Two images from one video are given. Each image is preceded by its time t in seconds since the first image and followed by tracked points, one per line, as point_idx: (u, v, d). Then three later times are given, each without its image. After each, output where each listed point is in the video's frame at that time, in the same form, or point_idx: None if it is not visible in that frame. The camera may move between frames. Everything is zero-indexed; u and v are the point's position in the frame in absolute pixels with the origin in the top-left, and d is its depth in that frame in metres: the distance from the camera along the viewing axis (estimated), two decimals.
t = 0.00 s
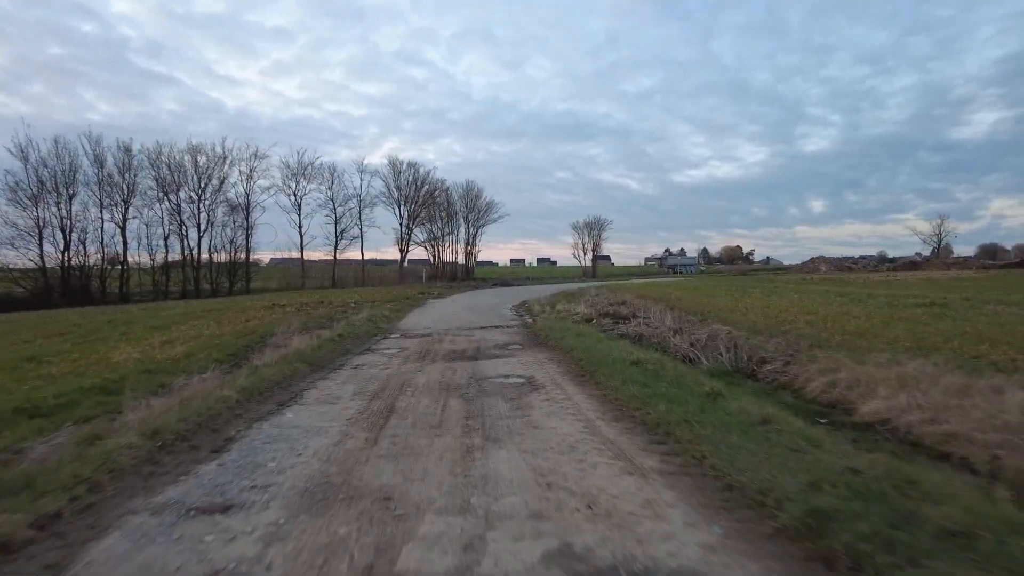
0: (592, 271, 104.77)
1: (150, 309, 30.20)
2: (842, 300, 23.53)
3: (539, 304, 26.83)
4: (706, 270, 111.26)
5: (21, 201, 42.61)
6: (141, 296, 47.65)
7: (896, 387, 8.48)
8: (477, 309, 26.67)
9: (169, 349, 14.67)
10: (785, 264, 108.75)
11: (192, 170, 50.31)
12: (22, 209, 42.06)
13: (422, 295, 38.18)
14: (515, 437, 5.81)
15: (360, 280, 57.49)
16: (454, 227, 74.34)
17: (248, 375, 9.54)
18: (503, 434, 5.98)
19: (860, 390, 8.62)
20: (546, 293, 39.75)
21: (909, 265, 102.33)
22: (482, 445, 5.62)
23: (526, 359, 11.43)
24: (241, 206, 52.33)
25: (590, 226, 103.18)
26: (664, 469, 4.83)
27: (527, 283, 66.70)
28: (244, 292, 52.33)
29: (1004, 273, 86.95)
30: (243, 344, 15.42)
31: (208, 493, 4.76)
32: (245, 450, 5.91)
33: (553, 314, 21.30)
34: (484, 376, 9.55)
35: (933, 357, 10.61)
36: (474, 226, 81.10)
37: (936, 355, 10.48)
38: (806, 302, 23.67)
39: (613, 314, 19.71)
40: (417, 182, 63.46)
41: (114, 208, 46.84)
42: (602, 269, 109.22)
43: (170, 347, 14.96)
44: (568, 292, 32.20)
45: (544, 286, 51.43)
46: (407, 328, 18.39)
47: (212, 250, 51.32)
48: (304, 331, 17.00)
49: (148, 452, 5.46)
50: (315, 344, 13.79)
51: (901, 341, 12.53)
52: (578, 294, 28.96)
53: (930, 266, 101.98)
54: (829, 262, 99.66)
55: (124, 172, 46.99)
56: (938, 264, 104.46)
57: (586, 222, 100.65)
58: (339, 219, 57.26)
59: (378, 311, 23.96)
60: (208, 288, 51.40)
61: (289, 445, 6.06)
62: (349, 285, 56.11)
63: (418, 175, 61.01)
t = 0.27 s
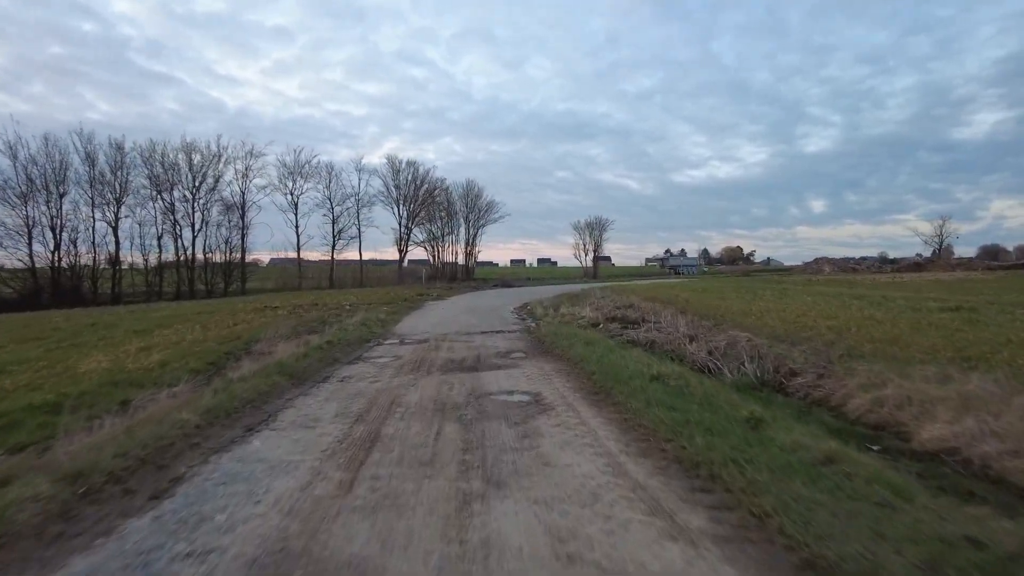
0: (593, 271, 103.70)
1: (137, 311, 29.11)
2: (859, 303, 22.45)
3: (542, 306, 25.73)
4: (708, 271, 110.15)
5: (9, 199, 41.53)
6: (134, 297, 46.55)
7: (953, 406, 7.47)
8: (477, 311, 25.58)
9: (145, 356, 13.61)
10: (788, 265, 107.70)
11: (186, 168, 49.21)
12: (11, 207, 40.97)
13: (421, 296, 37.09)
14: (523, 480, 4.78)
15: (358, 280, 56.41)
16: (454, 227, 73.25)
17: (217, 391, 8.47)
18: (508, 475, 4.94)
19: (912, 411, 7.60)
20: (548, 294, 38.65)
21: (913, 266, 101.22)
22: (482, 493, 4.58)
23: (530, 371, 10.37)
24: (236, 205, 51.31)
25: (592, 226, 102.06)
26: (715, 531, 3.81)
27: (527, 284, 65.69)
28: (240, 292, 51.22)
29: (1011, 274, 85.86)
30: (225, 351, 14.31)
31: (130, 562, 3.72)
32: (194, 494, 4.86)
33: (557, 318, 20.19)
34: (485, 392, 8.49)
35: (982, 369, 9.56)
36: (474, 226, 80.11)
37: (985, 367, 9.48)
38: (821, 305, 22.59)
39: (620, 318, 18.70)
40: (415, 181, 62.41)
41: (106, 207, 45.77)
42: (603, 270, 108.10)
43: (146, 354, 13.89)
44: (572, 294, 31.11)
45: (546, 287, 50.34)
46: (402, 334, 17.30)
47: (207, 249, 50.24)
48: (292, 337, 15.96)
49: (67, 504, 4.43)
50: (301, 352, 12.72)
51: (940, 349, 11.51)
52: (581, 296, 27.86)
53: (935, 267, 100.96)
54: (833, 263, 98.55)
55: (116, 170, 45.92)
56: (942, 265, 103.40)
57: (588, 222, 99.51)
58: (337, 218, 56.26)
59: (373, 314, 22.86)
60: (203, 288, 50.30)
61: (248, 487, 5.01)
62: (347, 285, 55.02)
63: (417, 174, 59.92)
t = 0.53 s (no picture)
0: (594, 272, 102.43)
1: (122, 313, 27.75)
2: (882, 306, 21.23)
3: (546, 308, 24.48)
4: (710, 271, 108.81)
5: None
6: (125, 299, 45.19)
7: None
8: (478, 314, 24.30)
9: (114, 365, 12.32)
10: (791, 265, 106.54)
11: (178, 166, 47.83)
12: None
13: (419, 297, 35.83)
14: (555, 552, 3.57)
15: (355, 281, 55.17)
16: (453, 227, 72.01)
17: (179, 413, 7.19)
18: (534, 542, 3.73)
19: (1002, 437, 6.42)
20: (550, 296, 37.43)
21: (917, 266, 100.16)
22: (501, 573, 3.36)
23: (543, 385, 9.12)
24: (230, 204, 49.99)
25: (593, 226, 100.81)
26: None
27: (528, 284, 64.50)
28: (234, 294, 49.87)
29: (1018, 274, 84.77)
30: (202, 360, 12.99)
31: None
32: (115, 570, 3.64)
33: (564, 322, 18.91)
34: (495, 413, 7.24)
35: None
36: (473, 226, 78.85)
37: None
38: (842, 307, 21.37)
39: (633, 321, 17.48)
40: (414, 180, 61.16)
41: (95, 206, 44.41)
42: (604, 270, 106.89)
43: (116, 363, 12.61)
44: (576, 296, 29.85)
45: (548, 288, 49.16)
46: (398, 340, 16.02)
47: (200, 250, 48.91)
48: (279, 343, 14.70)
49: None
50: (285, 361, 11.44)
51: (998, 358, 10.34)
52: (586, 298, 26.61)
53: (939, 267, 99.87)
54: (836, 263, 97.44)
55: (106, 168, 44.56)
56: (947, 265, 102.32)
57: (589, 222, 98.25)
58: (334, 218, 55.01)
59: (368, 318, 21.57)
60: (195, 290, 48.94)
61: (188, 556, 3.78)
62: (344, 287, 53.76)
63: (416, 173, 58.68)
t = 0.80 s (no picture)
0: (598, 271, 101.28)
1: (111, 314, 26.68)
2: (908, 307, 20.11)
3: (553, 309, 23.38)
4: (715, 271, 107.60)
5: None
6: (119, 298, 44.16)
7: None
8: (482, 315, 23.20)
9: (84, 373, 11.25)
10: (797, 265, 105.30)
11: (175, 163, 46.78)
12: None
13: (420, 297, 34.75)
14: None
15: (355, 281, 54.10)
16: (455, 225, 70.91)
17: (135, 438, 6.11)
18: None
19: None
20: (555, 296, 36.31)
21: (926, 266, 98.87)
22: None
23: (557, 399, 8.05)
24: (228, 202, 48.96)
25: (597, 224, 99.61)
26: None
27: (532, 284, 63.42)
28: (231, 293, 48.83)
29: None
30: (182, 367, 11.92)
31: None
32: None
33: (574, 324, 17.82)
34: (506, 438, 6.18)
35: None
36: (476, 225, 77.78)
37: None
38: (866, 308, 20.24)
39: (647, 324, 16.40)
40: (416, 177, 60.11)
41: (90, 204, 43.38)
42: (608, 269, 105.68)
43: (88, 370, 11.54)
44: (583, 296, 28.75)
45: (552, 288, 48.05)
46: (397, 344, 14.95)
47: (197, 248, 47.87)
48: (268, 348, 13.63)
49: None
50: (273, 369, 10.38)
51: None
52: (594, 298, 25.56)
53: (948, 267, 98.57)
54: (844, 263, 96.12)
55: (100, 164, 43.53)
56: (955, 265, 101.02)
57: (592, 221, 96.98)
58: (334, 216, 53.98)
59: (366, 319, 20.53)
60: (192, 289, 47.91)
61: None
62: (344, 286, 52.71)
63: (418, 170, 57.58)
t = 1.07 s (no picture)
0: (600, 271, 100.03)
1: (94, 316, 25.43)
2: (938, 308, 18.85)
3: (559, 311, 22.15)
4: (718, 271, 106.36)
5: None
6: (111, 299, 42.90)
7: None
8: (484, 317, 21.97)
9: (39, 386, 10.02)
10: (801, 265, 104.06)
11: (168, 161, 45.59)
12: None
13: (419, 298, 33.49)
14: None
15: (353, 281, 52.86)
16: (455, 225, 69.62)
17: (57, 477, 4.88)
18: None
19: None
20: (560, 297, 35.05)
21: (932, 266, 97.58)
22: None
23: (576, 420, 6.82)
24: (223, 200, 47.75)
25: (599, 224, 98.30)
26: None
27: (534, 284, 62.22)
28: (226, 294, 47.60)
29: None
30: (152, 378, 10.66)
31: None
32: None
33: (583, 327, 16.59)
34: (520, 477, 4.95)
35: None
36: (477, 224, 76.57)
37: None
38: (893, 310, 18.99)
39: (663, 327, 15.20)
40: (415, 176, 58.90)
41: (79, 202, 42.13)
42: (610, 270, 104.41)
43: (45, 381, 10.31)
44: (589, 297, 27.51)
45: (555, 288, 46.77)
46: (393, 350, 13.71)
47: (191, 248, 46.64)
48: (250, 356, 12.42)
49: None
50: (249, 381, 9.14)
51: None
52: (602, 300, 24.33)
53: (954, 267, 97.34)
54: (849, 263, 94.83)
55: (90, 162, 42.30)
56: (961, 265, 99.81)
57: (595, 220, 95.66)
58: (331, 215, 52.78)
59: (360, 322, 19.28)
60: (186, 290, 46.69)
61: None
62: (342, 287, 51.47)
63: (417, 168, 56.31)
